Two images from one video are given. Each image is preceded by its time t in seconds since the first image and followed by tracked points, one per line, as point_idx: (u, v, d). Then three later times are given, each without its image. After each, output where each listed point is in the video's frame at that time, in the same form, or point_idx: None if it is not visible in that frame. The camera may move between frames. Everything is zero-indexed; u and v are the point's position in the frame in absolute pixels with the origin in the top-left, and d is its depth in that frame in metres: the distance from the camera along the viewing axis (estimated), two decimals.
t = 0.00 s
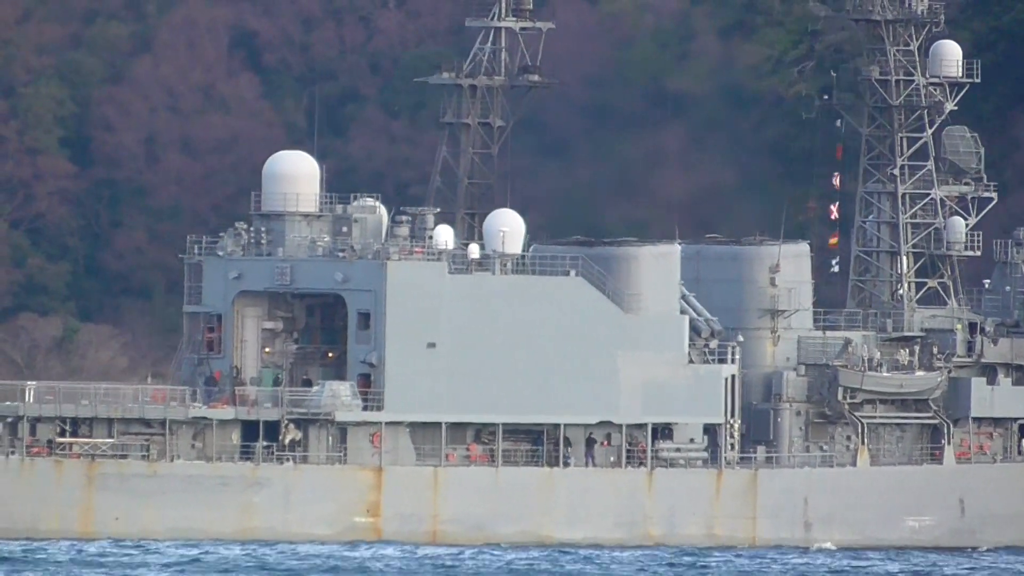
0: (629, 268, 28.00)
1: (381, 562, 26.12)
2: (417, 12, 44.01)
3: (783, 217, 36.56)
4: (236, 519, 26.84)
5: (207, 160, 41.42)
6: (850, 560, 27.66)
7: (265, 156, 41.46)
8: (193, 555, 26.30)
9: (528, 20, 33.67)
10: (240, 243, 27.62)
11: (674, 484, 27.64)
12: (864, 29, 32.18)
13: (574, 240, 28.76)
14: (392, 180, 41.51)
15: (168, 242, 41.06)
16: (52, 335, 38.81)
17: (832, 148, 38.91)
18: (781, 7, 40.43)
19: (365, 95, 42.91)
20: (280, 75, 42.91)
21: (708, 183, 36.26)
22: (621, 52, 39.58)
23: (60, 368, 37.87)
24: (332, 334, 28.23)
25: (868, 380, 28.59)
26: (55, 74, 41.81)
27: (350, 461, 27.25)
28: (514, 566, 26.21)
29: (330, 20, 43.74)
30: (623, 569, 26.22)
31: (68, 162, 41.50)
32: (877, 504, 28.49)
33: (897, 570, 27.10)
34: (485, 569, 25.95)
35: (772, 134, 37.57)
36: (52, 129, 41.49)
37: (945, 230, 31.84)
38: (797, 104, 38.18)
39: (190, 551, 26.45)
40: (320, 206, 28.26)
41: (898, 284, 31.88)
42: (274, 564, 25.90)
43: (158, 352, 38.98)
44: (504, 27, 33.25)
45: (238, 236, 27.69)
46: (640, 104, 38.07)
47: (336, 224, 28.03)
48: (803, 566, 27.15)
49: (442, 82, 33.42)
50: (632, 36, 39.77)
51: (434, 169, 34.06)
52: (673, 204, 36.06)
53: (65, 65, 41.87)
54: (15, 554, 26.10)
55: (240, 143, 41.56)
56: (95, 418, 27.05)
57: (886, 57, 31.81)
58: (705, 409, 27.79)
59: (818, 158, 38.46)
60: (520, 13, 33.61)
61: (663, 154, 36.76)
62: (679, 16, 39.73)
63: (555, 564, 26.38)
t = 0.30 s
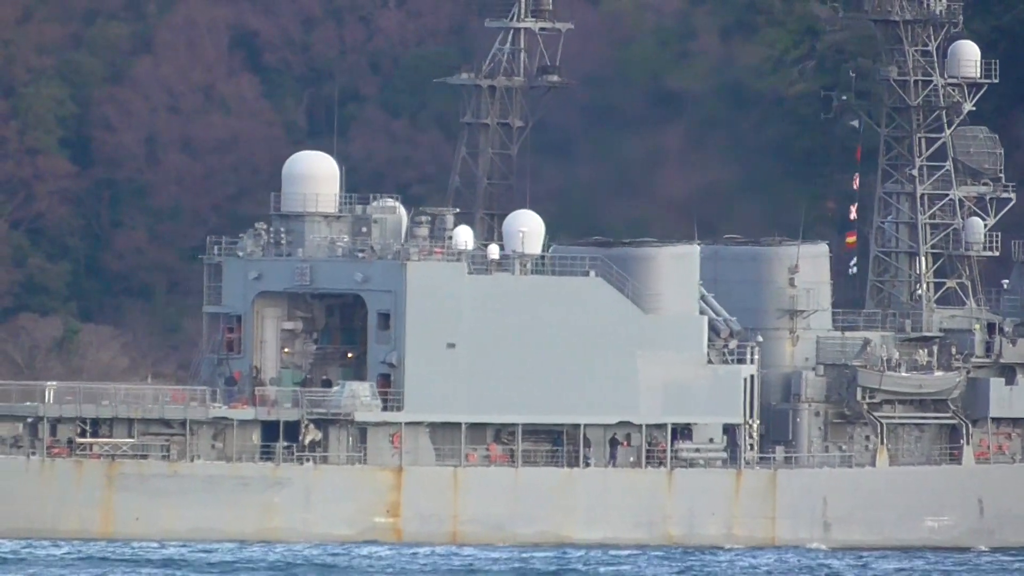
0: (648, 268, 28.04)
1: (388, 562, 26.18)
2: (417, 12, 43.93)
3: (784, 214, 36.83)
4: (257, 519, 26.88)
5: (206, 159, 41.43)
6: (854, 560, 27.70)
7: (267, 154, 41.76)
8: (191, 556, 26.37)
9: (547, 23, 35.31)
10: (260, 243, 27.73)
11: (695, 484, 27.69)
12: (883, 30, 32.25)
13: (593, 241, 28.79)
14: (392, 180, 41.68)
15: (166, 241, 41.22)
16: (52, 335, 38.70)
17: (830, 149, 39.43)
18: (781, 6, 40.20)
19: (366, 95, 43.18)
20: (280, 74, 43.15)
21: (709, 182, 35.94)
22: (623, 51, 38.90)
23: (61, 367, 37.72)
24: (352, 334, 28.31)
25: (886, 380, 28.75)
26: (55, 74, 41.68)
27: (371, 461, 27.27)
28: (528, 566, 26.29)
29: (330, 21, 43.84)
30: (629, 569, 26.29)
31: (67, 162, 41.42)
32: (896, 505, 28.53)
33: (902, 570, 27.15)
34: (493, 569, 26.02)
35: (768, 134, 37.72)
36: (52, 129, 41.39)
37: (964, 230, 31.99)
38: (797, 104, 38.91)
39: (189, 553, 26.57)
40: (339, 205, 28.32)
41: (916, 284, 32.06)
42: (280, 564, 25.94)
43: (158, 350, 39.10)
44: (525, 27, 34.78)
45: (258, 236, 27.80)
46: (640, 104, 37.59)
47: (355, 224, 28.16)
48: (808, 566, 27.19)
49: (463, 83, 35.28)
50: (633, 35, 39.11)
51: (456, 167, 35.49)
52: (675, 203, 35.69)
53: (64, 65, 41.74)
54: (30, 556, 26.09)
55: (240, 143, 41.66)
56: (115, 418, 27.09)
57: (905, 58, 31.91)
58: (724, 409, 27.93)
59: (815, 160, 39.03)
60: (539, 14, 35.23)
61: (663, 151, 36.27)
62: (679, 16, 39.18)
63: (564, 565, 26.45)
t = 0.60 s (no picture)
0: (666, 269, 28.07)
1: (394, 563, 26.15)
2: (417, 11, 42.78)
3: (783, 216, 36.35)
4: (276, 519, 26.91)
5: (206, 159, 40.64)
6: (857, 560, 27.71)
7: (267, 155, 41.07)
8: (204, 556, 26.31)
9: (566, 21, 35.97)
10: (279, 243, 27.74)
11: (713, 485, 27.71)
12: (903, 30, 32.31)
13: (612, 241, 28.83)
14: (392, 180, 40.44)
15: (167, 242, 40.45)
16: (52, 335, 38.28)
17: (832, 148, 38.49)
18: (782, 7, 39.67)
19: (366, 95, 42.07)
20: (280, 75, 42.29)
21: (706, 183, 35.49)
22: (622, 50, 38.15)
23: (61, 368, 37.34)
24: (370, 335, 28.23)
25: (904, 381, 28.73)
26: (55, 74, 41.01)
27: (389, 462, 27.29)
28: (537, 566, 26.34)
29: (330, 20, 42.71)
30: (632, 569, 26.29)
31: (68, 162, 40.81)
32: (914, 506, 28.56)
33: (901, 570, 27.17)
34: (495, 569, 26.07)
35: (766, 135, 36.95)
36: (52, 129, 40.76)
37: (983, 230, 32.01)
38: (801, 104, 38.09)
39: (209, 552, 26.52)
40: (357, 206, 28.34)
41: (935, 284, 32.03)
42: (287, 565, 25.98)
43: (159, 351, 38.52)
44: (544, 27, 35.68)
45: (277, 237, 27.81)
46: (640, 103, 36.82)
47: (374, 225, 28.17)
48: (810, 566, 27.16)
49: (482, 83, 36.12)
50: (634, 35, 38.46)
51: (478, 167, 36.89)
52: (675, 203, 35.21)
53: (64, 65, 41.08)
54: (45, 557, 26.11)
55: (240, 143, 40.88)
56: (134, 419, 27.12)
57: (924, 58, 32.02)
58: (742, 410, 27.94)
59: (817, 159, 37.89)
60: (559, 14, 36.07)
61: (661, 153, 35.47)
62: (680, 15, 38.52)
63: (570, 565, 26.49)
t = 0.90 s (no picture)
0: (685, 269, 28.10)
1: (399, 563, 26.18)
2: (417, 11, 42.53)
3: (785, 218, 36.08)
4: (295, 519, 26.93)
5: (206, 159, 40.57)
6: (860, 560, 27.72)
7: (267, 154, 40.96)
8: (208, 556, 26.36)
9: (583, 23, 35.53)
10: (299, 244, 27.85)
11: (731, 484, 27.75)
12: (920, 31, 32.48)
13: (630, 241, 28.86)
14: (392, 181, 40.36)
15: (167, 242, 40.36)
16: (52, 336, 38.40)
17: (832, 148, 37.61)
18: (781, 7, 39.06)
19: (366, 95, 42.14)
20: (279, 74, 42.18)
21: (706, 183, 35.61)
22: (622, 51, 37.72)
23: (61, 368, 37.51)
24: (389, 335, 28.33)
25: (921, 381, 28.79)
26: (55, 75, 40.99)
27: (408, 462, 27.31)
28: (542, 566, 26.33)
29: (330, 20, 42.55)
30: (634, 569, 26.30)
31: (67, 162, 40.79)
32: (931, 506, 28.60)
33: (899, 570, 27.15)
34: (498, 569, 26.09)
35: (769, 133, 36.66)
36: (52, 129, 40.75)
37: (1001, 231, 32.10)
38: (802, 103, 37.60)
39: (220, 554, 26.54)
40: (377, 207, 28.41)
41: (953, 285, 32.19)
42: (293, 564, 26.03)
43: (159, 350, 38.51)
44: (562, 29, 35.18)
45: (296, 238, 27.94)
46: (641, 103, 36.69)
47: (393, 225, 28.27)
48: (811, 566, 27.18)
49: (500, 84, 35.54)
50: (634, 35, 38.02)
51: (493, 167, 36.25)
52: (674, 203, 35.50)
53: (64, 64, 41.03)
54: (60, 556, 26.17)
55: (240, 143, 40.81)
56: (154, 419, 27.13)
57: (942, 58, 32.15)
58: (761, 410, 28.02)
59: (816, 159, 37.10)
60: (577, 15, 35.47)
61: (661, 154, 35.72)
62: (681, 15, 38.18)
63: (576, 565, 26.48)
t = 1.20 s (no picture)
0: (703, 269, 28.13)
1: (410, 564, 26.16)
2: (417, 11, 42.31)
3: (787, 215, 36.40)
4: (315, 520, 26.96)
5: (206, 160, 40.93)
6: (870, 560, 27.70)
7: (267, 154, 41.28)
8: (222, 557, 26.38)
9: (601, 23, 35.30)
10: (317, 245, 27.85)
11: (750, 485, 27.82)
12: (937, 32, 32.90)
13: (648, 242, 28.90)
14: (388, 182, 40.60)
15: (167, 242, 40.74)
16: (51, 336, 38.45)
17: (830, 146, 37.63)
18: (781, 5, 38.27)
19: (366, 95, 42.17)
20: (279, 75, 42.47)
21: (707, 184, 36.01)
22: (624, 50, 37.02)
23: (59, 367, 37.60)
24: (408, 335, 28.40)
25: (939, 381, 28.89)
26: (55, 75, 41.44)
27: (427, 462, 27.40)
28: (557, 566, 26.34)
29: (330, 20, 42.69)
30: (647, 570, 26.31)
31: (67, 162, 41.23)
32: (949, 506, 28.65)
33: (907, 570, 27.09)
34: (510, 569, 26.09)
35: (767, 133, 36.83)
36: (53, 130, 41.03)
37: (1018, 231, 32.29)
38: (796, 104, 37.27)
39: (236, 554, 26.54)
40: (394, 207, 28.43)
41: (970, 285, 32.42)
42: (303, 564, 26.03)
43: (160, 350, 38.92)
44: (579, 29, 34.97)
45: (314, 238, 27.94)
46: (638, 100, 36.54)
47: (412, 226, 28.28)
48: (820, 566, 27.18)
49: (516, 84, 35.02)
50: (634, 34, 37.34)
51: (511, 169, 35.49)
52: (676, 206, 35.86)
53: (64, 65, 41.48)
54: (77, 557, 26.16)
55: (240, 145, 41.09)
56: (174, 419, 27.19)
57: (959, 60, 32.50)
58: (779, 410, 28.06)
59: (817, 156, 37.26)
60: (594, 16, 35.34)
61: (662, 152, 35.90)
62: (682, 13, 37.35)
63: (588, 565, 26.49)
